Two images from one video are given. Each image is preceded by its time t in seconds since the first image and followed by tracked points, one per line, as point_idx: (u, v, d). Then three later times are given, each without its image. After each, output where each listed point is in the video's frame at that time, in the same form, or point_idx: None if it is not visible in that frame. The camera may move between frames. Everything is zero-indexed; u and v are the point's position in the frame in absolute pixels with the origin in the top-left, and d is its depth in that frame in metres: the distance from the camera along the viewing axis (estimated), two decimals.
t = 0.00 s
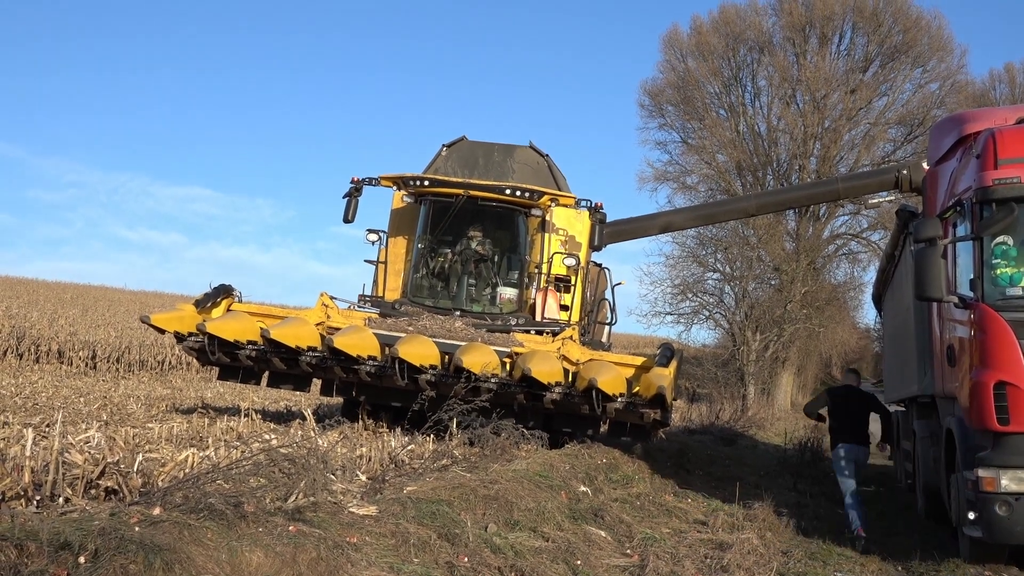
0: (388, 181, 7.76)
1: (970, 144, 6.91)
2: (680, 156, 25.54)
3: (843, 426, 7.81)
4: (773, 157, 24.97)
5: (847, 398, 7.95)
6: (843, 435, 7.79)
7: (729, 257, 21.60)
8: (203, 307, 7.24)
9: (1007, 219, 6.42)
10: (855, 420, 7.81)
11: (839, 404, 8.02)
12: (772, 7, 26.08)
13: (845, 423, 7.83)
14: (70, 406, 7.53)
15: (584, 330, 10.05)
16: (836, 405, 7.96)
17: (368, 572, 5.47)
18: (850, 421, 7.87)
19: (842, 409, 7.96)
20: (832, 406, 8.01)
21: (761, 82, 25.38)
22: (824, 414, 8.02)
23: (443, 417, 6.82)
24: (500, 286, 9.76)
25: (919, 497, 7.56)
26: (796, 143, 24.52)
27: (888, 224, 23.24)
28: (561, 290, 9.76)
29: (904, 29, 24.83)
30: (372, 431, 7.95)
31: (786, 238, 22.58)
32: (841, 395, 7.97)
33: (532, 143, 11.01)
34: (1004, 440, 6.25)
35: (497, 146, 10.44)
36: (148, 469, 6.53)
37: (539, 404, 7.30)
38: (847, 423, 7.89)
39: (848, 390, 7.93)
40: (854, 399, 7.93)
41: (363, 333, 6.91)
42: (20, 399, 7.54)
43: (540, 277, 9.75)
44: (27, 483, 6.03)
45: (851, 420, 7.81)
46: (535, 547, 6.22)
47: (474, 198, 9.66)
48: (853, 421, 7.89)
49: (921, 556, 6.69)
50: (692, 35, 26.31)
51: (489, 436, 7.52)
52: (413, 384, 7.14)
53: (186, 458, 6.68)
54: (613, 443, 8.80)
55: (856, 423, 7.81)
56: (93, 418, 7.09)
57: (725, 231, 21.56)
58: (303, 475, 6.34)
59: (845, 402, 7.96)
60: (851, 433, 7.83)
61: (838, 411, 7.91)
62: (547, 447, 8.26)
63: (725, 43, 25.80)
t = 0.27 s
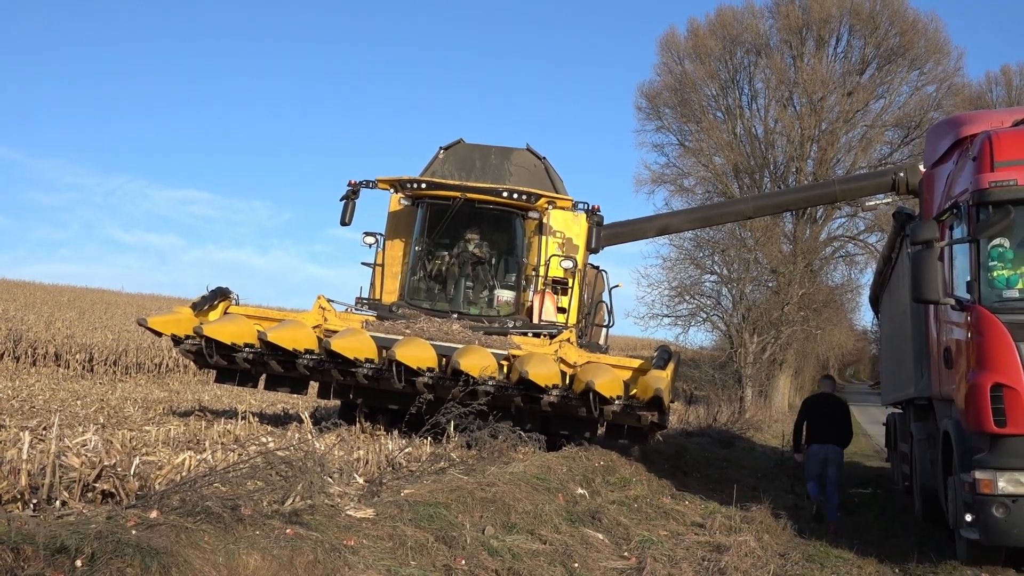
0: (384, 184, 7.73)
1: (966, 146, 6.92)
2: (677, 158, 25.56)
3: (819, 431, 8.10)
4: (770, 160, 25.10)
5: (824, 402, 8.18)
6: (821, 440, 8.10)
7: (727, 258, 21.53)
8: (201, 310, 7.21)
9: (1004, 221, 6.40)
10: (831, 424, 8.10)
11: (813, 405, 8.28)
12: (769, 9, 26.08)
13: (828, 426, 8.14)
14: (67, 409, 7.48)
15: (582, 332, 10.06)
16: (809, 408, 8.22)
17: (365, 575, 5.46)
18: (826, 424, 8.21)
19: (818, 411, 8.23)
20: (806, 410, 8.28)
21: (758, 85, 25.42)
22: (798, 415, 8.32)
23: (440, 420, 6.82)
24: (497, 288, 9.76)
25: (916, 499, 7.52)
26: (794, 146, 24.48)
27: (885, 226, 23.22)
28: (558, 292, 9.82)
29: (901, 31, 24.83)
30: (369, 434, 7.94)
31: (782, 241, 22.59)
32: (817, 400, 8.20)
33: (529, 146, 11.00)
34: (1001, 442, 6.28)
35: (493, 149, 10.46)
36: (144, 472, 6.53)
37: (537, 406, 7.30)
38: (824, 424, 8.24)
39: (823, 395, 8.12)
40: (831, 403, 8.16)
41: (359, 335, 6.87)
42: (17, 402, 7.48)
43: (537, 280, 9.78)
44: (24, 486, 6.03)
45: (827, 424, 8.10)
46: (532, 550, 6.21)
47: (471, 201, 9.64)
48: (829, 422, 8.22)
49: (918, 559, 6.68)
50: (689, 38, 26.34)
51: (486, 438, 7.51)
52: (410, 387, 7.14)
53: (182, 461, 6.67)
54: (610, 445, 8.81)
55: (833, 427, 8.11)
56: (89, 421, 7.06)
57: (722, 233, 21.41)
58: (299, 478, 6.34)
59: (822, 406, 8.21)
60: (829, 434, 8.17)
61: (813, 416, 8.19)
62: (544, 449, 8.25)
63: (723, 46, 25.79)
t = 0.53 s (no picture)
0: (384, 187, 7.92)
1: (947, 152, 7.16)
2: (669, 164, 25.80)
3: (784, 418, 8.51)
4: (758, 165, 25.34)
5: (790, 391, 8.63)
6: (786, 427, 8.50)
7: (715, 261, 21.77)
8: (206, 309, 7.41)
9: (982, 226, 6.65)
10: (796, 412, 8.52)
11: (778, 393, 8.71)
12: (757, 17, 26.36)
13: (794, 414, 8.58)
14: (77, 404, 7.67)
15: (575, 331, 10.26)
16: (777, 396, 8.64)
17: (366, 566, 5.69)
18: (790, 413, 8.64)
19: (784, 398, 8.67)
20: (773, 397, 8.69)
21: (746, 92, 25.65)
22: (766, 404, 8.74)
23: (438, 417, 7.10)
24: (493, 289, 10.01)
25: (899, 494, 7.76)
26: (781, 151, 24.81)
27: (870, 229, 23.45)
28: (552, 293, 9.95)
29: (886, 38, 25.14)
30: (369, 429, 8.16)
31: (770, 244, 22.83)
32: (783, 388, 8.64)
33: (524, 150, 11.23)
34: (980, 438, 6.55)
35: (490, 154, 10.66)
36: (152, 466, 6.78)
37: (531, 402, 7.52)
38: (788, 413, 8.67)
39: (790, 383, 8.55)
40: (796, 392, 8.60)
41: (359, 334, 7.08)
42: (29, 398, 7.66)
43: (532, 281, 9.91)
44: (35, 480, 6.30)
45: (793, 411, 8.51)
46: (527, 542, 6.45)
47: (468, 205, 9.87)
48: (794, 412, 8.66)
49: (899, 550, 6.92)
50: (681, 48, 26.43)
51: (482, 434, 7.75)
52: (409, 385, 7.35)
53: (189, 455, 6.89)
54: (602, 441, 9.05)
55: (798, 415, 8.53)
56: (98, 417, 7.27)
57: (711, 236, 21.79)
58: (302, 473, 6.56)
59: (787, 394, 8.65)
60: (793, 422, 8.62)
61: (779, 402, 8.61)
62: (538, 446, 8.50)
63: (713, 54, 25.97)
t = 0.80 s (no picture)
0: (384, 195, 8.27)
1: (913, 162, 7.65)
2: (650, 173, 26.34)
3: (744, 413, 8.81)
4: (735, 173, 25.81)
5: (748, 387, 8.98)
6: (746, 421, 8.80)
7: (696, 264, 22.06)
8: (215, 309, 7.78)
9: (947, 230, 7.14)
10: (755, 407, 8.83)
11: (736, 391, 9.05)
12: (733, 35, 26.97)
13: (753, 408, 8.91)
14: (92, 399, 8.02)
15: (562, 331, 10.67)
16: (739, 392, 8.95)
17: (364, 551, 6.08)
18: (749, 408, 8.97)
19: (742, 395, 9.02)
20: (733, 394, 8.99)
21: (724, 105, 26.09)
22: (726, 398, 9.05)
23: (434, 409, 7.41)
24: (487, 290, 10.39)
25: (868, 483, 8.27)
26: (756, 161, 25.38)
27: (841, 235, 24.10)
28: (542, 294, 10.44)
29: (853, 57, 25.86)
30: (368, 423, 8.55)
31: (747, 246, 23.21)
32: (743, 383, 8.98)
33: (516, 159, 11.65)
34: (944, 431, 7.01)
35: (484, 162, 11.09)
36: (163, 457, 7.18)
37: (521, 398, 7.91)
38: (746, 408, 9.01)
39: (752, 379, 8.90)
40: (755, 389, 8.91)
41: (360, 333, 7.46)
42: (47, 391, 8.01)
43: (523, 282, 10.37)
44: (52, 470, 6.68)
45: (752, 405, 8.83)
46: (517, 528, 6.87)
47: (463, 210, 10.28)
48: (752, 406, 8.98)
49: (867, 536, 7.42)
50: (661, 61, 26.93)
51: (475, 426, 8.16)
52: (407, 380, 7.73)
53: (198, 447, 7.29)
54: (589, 433, 9.48)
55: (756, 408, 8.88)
56: (113, 410, 7.65)
57: (690, 241, 22.11)
58: (306, 463, 6.96)
59: (745, 390, 8.97)
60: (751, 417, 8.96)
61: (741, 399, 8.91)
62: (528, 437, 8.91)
63: (692, 69, 26.49)
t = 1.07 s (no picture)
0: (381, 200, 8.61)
1: (882, 172, 8.11)
2: (636, 180, 28.82)
3: (707, 409, 9.67)
4: (714, 182, 28.98)
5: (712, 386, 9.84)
6: (708, 416, 9.68)
7: (677, 266, 22.95)
8: (219, 309, 8.13)
9: (912, 236, 7.61)
10: (718, 404, 9.71)
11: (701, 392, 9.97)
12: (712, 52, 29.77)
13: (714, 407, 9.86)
14: (103, 394, 8.35)
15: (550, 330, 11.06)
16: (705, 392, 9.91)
17: (361, 540, 6.46)
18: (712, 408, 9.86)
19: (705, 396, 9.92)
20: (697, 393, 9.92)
21: (704, 118, 29.17)
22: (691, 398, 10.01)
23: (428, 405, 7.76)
24: (478, 292, 10.78)
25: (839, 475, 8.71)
26: (734, 170, 28.53)
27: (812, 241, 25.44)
28: (532, 295, 10.79)
29: (827, 73, 28.88)
30: (365, 417, 8.93)
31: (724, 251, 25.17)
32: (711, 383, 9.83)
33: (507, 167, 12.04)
34: (911, 425, 7.43)
35: (476, 170, 11.47)
36: (169, 450, 7.55)
37: (511, 394, 8.29)
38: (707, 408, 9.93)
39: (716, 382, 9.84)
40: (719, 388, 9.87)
41: (358, 332, 7.81)
42: (59, 386, 8.36)
43: (513, 284, 10.75)
44: (62, 463, 7.03)
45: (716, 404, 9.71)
46: (507, 518, 7.26)
47: (456, 216, 10.67)
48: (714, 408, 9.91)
49: (836, 525, 7.86)
50: (644, 77, 29.60)
51: (466, 421, 8.54)
52: (402, 377, 8.10)
53: (203, 440, 7.66)
54: (575, 428, 9.88)
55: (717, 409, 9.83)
56: (122, 405, 8.00)
57: (672, 244, 22.92)
58: (305, 456, 7.34)
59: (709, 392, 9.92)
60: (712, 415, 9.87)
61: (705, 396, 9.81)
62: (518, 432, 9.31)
63: (673, 84, 29.21)
